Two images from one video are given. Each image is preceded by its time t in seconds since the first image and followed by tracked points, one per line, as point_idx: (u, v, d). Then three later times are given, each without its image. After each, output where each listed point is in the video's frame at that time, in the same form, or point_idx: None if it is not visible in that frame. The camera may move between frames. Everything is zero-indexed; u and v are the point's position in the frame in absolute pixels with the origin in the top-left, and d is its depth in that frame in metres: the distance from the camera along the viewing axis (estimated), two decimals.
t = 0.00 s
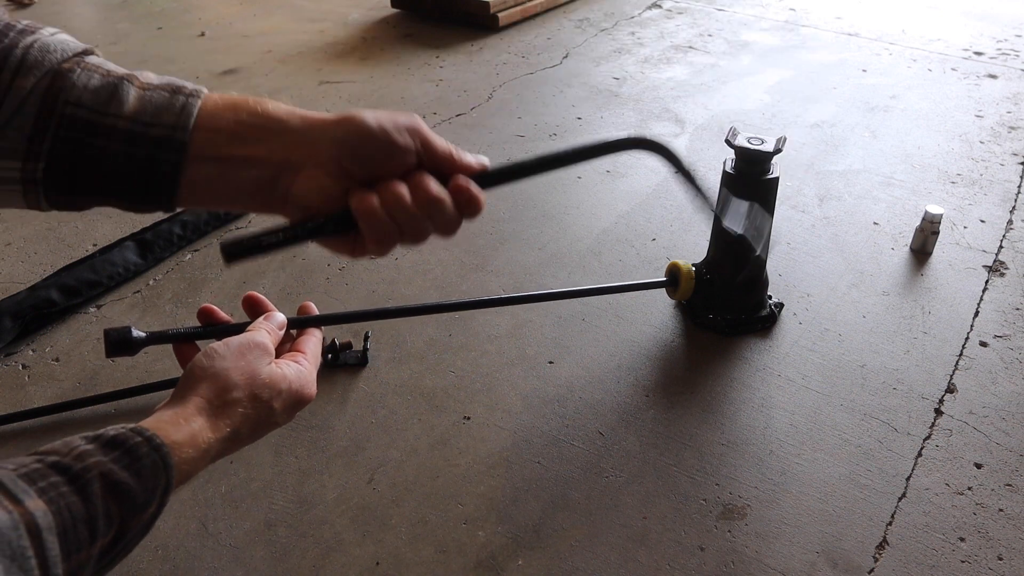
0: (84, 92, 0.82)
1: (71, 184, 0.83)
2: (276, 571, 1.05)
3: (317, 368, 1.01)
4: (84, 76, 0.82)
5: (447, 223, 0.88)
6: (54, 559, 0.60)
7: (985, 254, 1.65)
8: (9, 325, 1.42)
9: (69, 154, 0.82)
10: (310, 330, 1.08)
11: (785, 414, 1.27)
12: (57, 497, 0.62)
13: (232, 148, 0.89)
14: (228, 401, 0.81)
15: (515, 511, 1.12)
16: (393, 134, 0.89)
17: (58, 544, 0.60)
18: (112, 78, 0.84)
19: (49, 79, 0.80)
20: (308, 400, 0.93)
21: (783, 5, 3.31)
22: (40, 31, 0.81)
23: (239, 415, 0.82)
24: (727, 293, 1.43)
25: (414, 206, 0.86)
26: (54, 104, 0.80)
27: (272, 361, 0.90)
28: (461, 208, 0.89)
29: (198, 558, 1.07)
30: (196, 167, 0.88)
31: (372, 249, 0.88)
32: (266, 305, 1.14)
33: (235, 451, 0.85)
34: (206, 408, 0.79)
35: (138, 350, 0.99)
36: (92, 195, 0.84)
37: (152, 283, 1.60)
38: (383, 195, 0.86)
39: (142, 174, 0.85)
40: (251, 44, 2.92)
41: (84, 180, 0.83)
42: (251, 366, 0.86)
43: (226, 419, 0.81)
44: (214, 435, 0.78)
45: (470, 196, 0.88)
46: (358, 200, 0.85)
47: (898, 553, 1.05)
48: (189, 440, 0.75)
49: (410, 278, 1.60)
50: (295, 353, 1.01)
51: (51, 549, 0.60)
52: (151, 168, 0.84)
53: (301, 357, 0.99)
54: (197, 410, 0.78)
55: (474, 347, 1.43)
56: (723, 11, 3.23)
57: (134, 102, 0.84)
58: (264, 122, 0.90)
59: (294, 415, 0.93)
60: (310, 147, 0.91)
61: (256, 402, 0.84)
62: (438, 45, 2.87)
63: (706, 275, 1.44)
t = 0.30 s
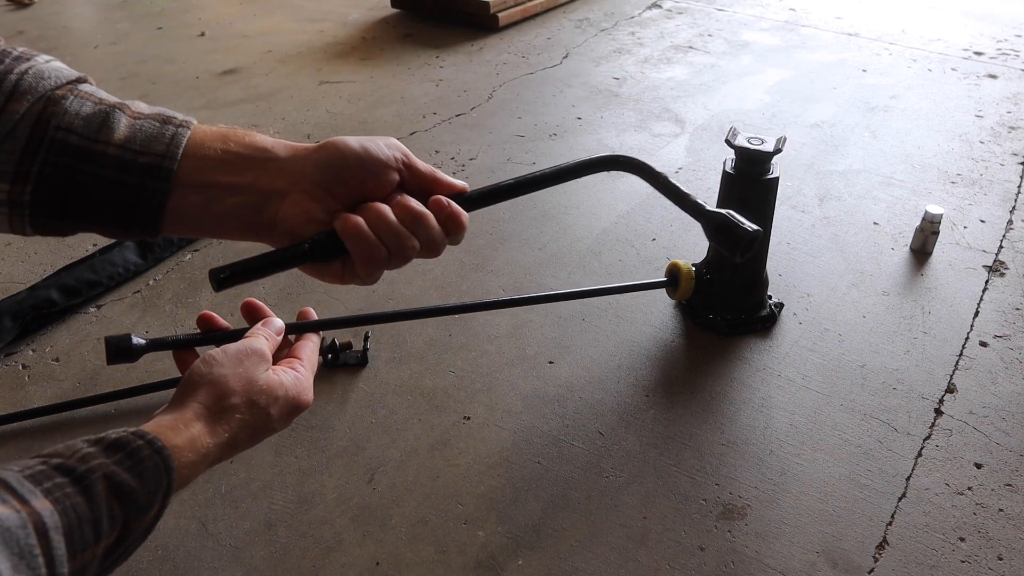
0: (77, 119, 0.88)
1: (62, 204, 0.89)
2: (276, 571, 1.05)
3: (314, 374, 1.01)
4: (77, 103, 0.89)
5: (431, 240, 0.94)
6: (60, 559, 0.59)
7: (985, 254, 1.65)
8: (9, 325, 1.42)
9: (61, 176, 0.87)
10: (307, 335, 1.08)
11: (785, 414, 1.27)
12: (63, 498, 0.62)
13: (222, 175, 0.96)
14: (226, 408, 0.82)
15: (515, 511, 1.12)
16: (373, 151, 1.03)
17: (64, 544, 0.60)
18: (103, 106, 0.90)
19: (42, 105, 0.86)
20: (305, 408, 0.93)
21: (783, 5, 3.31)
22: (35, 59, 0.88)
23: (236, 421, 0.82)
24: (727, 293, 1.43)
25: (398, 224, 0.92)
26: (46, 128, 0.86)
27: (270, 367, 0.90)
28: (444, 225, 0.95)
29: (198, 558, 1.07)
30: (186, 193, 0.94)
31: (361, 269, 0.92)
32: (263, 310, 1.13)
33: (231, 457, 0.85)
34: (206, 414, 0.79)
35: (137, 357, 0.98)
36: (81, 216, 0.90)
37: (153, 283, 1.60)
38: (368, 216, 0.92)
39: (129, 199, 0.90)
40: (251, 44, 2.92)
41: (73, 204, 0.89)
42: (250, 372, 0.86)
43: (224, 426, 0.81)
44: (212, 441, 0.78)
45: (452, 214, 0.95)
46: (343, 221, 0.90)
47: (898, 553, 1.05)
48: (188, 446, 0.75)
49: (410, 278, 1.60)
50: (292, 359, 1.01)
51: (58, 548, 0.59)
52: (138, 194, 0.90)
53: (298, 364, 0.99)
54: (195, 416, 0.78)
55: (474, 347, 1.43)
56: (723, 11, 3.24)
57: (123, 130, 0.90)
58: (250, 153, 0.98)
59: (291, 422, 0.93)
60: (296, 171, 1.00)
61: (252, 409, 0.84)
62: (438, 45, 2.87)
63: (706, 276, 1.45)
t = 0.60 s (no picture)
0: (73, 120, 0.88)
1: (56, 204, 0.89)
2: (276, 571, 1.05)
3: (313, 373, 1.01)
4: (71, 105, 0.88)
5: (424, 235, 0.94)
6: (62, 556, 0.59)
7: (985, 254, 1.65)
8: (9, 325, 1.41)
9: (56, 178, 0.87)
10: (307, 334, 1.08)
11: (785, 414, 1.27)
12: (65, 495, 0.62)
13: (214, 175, 0.96)
14: (226, 407, 0.81)
15: (515, 511, 1.12)
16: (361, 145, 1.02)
17: (67, 541, 0.60)
18: (97, 109, 0.90)
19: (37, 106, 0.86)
20: (305, 407, 0.93)
21: (783, 5, 3.31)
22: (29, 62, 0.87)
23: (236, 421, 0.82)
24: (727, 294, 1.43)
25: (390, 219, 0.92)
26: (41, 129, 0.86)
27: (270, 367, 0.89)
28: (433, 221, 0.95)
29: (198, 558, 1.07)
30: (179, 195, 0.95)
31: (356, 266, 0.92)
32: (263, 309, 1.13)
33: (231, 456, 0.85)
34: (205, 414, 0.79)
35: (136, 355, 0.98)
36: (75, 217, 0.90)
37: (152, 283, 1.60)
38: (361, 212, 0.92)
39: (123, 199, 0.91)
40: (251, 44, 2.92)
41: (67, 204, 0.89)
42: (250, 372, 0.85)
43: (224, 426, 0.81)
44: (213, 440, 0.78)
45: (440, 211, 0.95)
46: (337, 215, 0.90)
47: (898, 554, 1.05)
48: (188, 446, 0.75)
49: (410, 278, 1.60)
50: (292, 358, 1.01)
51: (60, 546, 0.59)
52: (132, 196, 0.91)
53: (298, 362, 0.98)
54: (196, 415, 0.78)
55: (474, 347, 1.43)
56: (723, 11, 3.24)
57: (117, 131, 0.90)
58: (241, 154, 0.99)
59: (291, 420, 0.93)
60: (287, 171, 1.00)
61: (253, 409, 0.84)
62: (438, 45, 2.87)
63: (706, 276, 1.45)
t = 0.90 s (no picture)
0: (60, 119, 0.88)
1: (45, 203, 0.89)
2: (276, 571, 1.05)
3: (314, 368, 1.01)
4: (59, 104, 0.89)
5: (416, 228, 0.94)
6: (67, 550, 0.59)
7: (985, 254, 1.65)
8: (9, 325, 1.41)
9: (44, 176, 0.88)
10: (307, 329, 1.08)
11: (785, 414, 1.27)
12: (68, 489, 0.62)
13: (202, 175, 0.95)
14: (227, 402, 0.81)
15: (515, 511, 1.12)
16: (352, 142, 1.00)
17: (71, 535, 0.60)
18: (85, 108, 0.91)
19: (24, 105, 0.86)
20: (305, 401, 0.93)
21: (784, 5, 3.31)
22: (19, 62, 0.88)
23: (238, 416, 0.82)
24: (727, 294, 1.43)
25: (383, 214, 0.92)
26: (29, 127, 0.86)
27: (270, 362, 0.89)
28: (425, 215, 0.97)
29: (198, 558, 1.07)
30: (167, 195, 0.94)
31: (350, 263, 0.92)
32: (263, 303, 1.14)
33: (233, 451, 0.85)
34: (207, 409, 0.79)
35: (136, 347, 0.99)
36: (64, 216, 0.90)
37: (152, 283, 1.60)
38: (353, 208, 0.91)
39: (111, 198, 0.90)
40: (251, 44, 2.92)
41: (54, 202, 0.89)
42: (250, 368, 0.85)
43: (226, 421, 0.80)
44: (215, 435, 0.78)
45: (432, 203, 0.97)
46: (330, 212, 0.89)
47: (898, 553, 1.05)
48: (190, 440, 0.75)
49: (410, 278, 1.60)
50: (291, 353, 1.01)
51: (64, 539, 0.59)
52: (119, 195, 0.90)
53: (298, 357, 0.98)
54: (197, 410, 0.78)
55: (474, 347, 1.43)
56: (723, 11, 3.24)
57: (105, 130, 0.90)
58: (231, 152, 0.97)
59: (291, 415, 0.93)
60: (276, 170, 0.98)
61: (254, 404, 0.84)
62: (438, 45, 2.87)
63: (706, 276, 1.44)
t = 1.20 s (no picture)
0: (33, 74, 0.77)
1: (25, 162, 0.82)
2: (276, 571, 1.05)
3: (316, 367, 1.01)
4: (24, 69, 0.76)
5: (404, 195, 0.89)
6: (72, 552, 0.58)
7: (985, 254, 1.65)
8: (9, 325, 1.42)
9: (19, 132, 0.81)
10: (308, 329, 1.08)
11: (786, 414, 1.27)
12: (72, 491, 0.60)
13: (173, 135, 0.84)
14: (231, 403, 0.81)
15: (515, 512, 1.12)
16: (343, 111, 0.88)
17: (76, 537, 0.59)
18: (55, 73, 0.78)
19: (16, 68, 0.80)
20: (308, 401, 0.93)
21: (784, 5, 3.31)
22: None
23: (242, 416, 0.82)
24: (727, 294, 1.43)
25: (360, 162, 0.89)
26: None
27: (272, 363, 0.89)
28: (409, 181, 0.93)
29: (198, 558, 1.07)
30: (146, 161, 0.83)
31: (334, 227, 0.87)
32: (263, 302, 1.14)
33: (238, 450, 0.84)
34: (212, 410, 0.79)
35: (136, 347, 1.00)
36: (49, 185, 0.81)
37: (153, 282, 1.60)
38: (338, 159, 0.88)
39: (93, 174, 0.80)
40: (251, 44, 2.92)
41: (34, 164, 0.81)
42: (253, 368, 0.85)
43: (231, 420, 0.80)
44: (220, 435, 0.78)
45: (416, 166, 0.94)
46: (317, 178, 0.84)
47: (898, 553, 1.05)
48: (196, 440, 0.75)
49: (411, 278, 1.60)
50: (294, 352, 1.01)
51: (69, 541, 0.58)
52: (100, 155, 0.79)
53: (301, 357, 0.99)
54: (202, 411, 0.78)
55: (474, 347, 1.43)
56: (723, 11, 3.24)
57: (79, 96, 0.78)
58: (213, 114, 0.86)
59: (295, 414, 0.93)
60: (253, 130, 0.87)
61: (257, 403, 0.84)
62: (438, 45, 2.87)
63: (706, 276, 1.44)
